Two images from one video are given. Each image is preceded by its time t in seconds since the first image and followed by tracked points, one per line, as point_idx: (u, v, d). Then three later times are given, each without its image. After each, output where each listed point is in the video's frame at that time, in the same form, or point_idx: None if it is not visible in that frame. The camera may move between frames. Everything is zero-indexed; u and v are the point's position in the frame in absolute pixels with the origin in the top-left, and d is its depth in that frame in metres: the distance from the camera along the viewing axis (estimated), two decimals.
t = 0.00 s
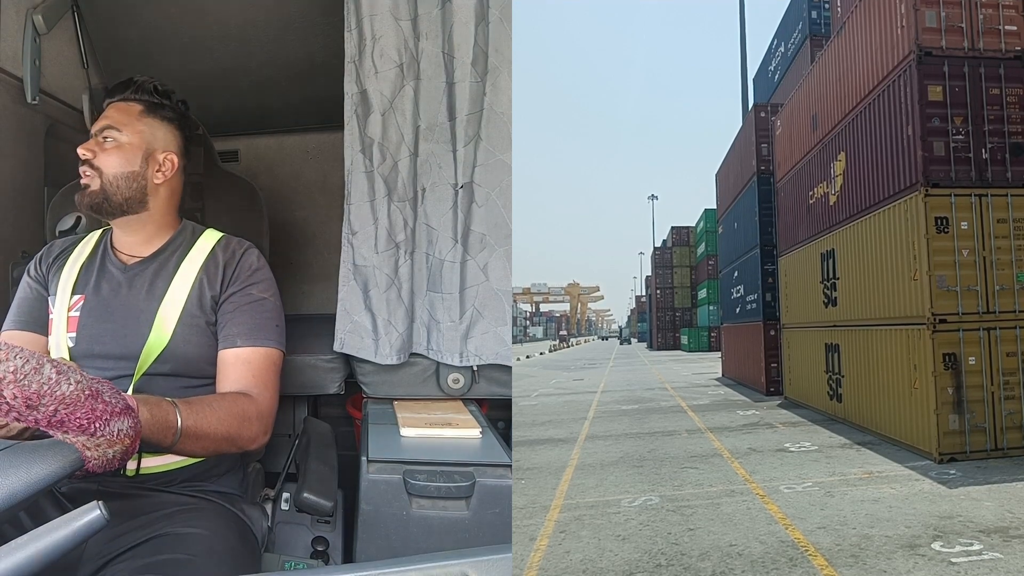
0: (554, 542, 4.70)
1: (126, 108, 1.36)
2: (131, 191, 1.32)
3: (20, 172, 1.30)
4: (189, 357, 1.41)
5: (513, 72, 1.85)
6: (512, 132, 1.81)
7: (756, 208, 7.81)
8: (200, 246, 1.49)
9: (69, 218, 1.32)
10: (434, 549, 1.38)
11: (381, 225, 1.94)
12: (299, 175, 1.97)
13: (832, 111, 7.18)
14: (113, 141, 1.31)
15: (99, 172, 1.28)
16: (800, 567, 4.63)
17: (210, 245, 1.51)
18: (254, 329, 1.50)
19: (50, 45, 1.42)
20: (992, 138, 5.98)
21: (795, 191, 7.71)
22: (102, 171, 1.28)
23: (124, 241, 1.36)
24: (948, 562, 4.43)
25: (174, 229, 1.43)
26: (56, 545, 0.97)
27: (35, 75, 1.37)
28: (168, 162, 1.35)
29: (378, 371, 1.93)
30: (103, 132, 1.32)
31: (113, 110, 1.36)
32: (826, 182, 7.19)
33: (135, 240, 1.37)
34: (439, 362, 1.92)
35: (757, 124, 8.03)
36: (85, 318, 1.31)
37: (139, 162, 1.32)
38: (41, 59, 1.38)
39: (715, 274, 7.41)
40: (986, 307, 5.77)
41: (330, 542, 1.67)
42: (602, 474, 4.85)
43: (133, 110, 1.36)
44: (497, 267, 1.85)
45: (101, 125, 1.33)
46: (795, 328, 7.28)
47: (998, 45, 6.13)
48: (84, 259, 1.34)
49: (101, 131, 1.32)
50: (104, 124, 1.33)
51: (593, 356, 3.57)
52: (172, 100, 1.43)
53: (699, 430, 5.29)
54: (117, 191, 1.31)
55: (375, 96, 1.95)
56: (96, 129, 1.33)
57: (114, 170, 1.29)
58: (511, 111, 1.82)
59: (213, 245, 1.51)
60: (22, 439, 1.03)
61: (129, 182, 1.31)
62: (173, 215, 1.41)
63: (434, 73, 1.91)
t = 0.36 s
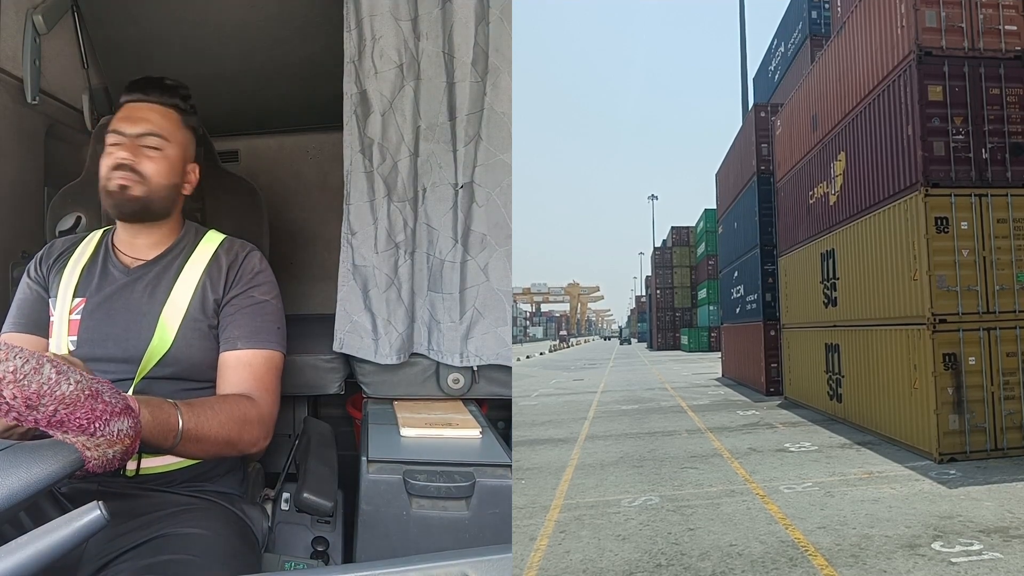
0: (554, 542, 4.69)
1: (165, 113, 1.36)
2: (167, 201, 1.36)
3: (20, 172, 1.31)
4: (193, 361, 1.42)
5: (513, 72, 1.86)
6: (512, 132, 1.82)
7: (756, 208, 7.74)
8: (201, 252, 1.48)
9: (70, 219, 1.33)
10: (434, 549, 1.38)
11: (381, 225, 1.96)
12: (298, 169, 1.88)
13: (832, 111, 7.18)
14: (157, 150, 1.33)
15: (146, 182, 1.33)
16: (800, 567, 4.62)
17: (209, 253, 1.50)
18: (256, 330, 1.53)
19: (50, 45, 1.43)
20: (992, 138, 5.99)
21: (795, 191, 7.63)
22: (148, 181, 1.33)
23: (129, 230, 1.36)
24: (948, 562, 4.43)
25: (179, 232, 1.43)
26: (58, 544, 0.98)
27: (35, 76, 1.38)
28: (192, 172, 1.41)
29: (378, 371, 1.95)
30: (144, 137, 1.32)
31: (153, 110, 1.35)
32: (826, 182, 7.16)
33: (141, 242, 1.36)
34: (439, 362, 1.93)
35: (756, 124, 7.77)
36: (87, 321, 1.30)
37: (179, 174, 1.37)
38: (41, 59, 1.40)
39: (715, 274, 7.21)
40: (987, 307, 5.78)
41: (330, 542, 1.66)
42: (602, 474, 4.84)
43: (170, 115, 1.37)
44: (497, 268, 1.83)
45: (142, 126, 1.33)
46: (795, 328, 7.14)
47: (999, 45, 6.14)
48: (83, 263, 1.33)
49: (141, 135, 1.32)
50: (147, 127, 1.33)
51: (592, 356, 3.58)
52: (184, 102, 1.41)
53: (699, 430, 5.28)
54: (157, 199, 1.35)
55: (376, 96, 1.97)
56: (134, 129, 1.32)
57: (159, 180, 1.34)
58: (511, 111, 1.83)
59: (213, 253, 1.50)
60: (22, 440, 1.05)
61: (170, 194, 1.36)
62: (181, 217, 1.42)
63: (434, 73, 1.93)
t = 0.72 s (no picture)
0: (555, 542, 4.70)
1: (195, 124, 1.42)
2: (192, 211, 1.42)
3: (20, 173, 1.31)
4: (196, 361, 1.42)
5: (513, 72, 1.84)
6: (513, 132, 1.81)
7: (756, 208, 7.76)
8: (202, 252, 1.49)
9: (70, 219, 1.39)
10: (434, 549, 1.38)
11: (381, 225, 1.92)
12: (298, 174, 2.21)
13: (832, 111, 7.18)
14: (192, 161, 1.39)
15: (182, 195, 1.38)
16: (800, 567, 4.63)
17: (210, 254, 1.50)
18: (257, 330, 1.50)
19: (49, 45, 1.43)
20: (992, 138, 5.98)
21: (795, 191, 7.62)
22: (180, 190, 1.38)
23: (137, 232, 1.38)
24: (948, 562, 4.43)
25: (181, 235, 1.45)
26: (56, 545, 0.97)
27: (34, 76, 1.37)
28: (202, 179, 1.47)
29: (378, 371, 1.91)
30: (181, 148, 1.38)
31: (183, 120, 1.40)
32: (826, 183, 7.16)
33: (151, 242, 1.39)
34: (439, 362, 1.90)
35: (757, 124, 7.93)
36: (89, 320, 1.30)
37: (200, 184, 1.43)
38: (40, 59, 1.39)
39: (715, 275, 7.26)
40: (986, 308, 5.79)
41: (330, 542, 1.68)
42: (602, 475, 4.92)
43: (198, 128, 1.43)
44: (497, 268, 1.85)
45: (178, 137, 1.38)
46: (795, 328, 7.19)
47: (999, 45, 6.14)
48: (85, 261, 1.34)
49: (178, 146, 1.38)
50: (183, 138, 1.39)
51: (592, 356, 3.58)
52: (197, 87, 1.48)
53: (699, 430, 5.23)
54: (182, 208, 1.40)
55: (375, 96, 1.92)
56: (171, 140, 1.38)
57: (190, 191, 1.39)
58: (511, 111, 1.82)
59: (212, 254, 1.50)
60: (23, 439, 1.07)
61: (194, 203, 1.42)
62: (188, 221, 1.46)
63: (434, 73, 1.89)
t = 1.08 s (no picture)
0: (555, 542, 4.69)
1: (187, 122, 1.43)
2: (186, 208, 1.43)
3: (21, 174, 1.32)
4: (193, 359, 1.41)
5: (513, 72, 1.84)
6: (513, 133, 1.81)
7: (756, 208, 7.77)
8: (199, 251, 1.49)
9: (69, 219, 1.42)
10: (434, 549, 1.38)
11: (381, 226, 1.92)
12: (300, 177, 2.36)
13: (832, 111, 7.18)
14: (184, 158, 1.39)
15: (175, 192, 1.38)
16: (800, 567, 4.70)
17: (209, 251, 1.50)
18: (256, 328, 1.48)
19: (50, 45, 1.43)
20: (992, 137, 5.99)
21: (795, 191, 7.57)
22: (174, 187, 1.39)
23: (132, 230, 1.39)
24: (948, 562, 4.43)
25: (179, 234, 1.46)
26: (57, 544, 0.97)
27: (35, 76, 1.38)
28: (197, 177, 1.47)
29: (378, 371, 1.91)
30: (173, 145, 1.39)
31: (173, 117, 1.41)
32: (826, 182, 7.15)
33: (149, 242, 1.40)
34: (439, 362, 1.90)
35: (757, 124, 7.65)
36: (87, 320, 1.30)
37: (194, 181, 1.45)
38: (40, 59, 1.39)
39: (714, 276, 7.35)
40: (987, 308, 5.78)
41: (330, 541, 1.68)
42: (602, 474, 4.87)
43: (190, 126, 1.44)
44: (497, 268, 1.85)
45: (170, 134, 1.39)
46: (797, 328, 6.98)
47: (999, 45, 6.14)
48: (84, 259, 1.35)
49: (169, 144, 1.39)
50: (175, 135, 1.39)
51: (592, 356, 3.58)
52: (189, 88, 1.48)
53: (699, 430, 5.28)
54: (176, 204, 1.40)
55: (375, 97, 1.92)
56: (163, 137, 1.39)
57: (184, 189, 1.40)
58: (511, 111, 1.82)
59: (209, 255, 1.49)
60: (21, 440, 1.07)
61: (187, 199, 1.43)
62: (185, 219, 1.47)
63: (434, 73, 1.89)
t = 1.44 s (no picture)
0: (555, 542, 4.70)
1: (175, 117, 1.38)
2: (180, 202, 1.39)
3: (20, 172, 1.30)
4: (192, 352, 1.40)
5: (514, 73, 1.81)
6: (513, 135, 1.79)
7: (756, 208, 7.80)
8: (197, 245, 1.49)
9: (70, 218, 1.35)
10: (434, 550, 1.38)
11: (381, 225, 1.90)
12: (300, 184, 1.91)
13: (832, 111, 7.18)
14: (172, 151, 1.34)
15: (163, 184, 1.35)
16: (800, 567, 4.65)
17: (207, 242, 1.51)
18: (256, 319, 1.51)
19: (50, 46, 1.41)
20: (992, 138, 5.98)
21: (795, 191, 7.66)
22: (163, 180, 1.35)
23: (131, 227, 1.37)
24: (948, 562, 4.41)
25: (176, 227, 1.43)
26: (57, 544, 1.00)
27: (35, 76, 1.37)
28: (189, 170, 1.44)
29: (378, 371, 1.91)
30: (159, 139, 1.34)
31: (160, 111, 1.36)
32: (826, 183, 7.16)
33: (146, 238, 1.37)
34: (439, 362, 1.90)
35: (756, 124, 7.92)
36: (85, 313, 1.30)
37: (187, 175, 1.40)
38: (40, 59, 1.38)
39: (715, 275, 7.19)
40: (987, 308, 5.77)
41: (330, 542, 1.65)
42: (602, 474, 4.89)
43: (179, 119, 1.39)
44: (497, 268, 1.83)
45: (155, 128, 1.35)
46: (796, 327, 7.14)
47: (999, 45, 6.13)
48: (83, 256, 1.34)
49: (155, 137, 1.34)
50: (161, 129, 1.35)
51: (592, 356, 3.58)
52: (174, 83, 1.45)
53: (700, 430, 5.28)
54: (166, 197, 1.37)
55: (375, 96, 1.91)
56: (148, 131, 1.34)
57: (173, 181, 1.36)
58: (511, 113, 1.80)
59: (207, 245, 1.50)
60: (21, 440, 1.05)
61: (179, 192, 1.38)
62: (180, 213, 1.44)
63: (435, 73, 1.87)
